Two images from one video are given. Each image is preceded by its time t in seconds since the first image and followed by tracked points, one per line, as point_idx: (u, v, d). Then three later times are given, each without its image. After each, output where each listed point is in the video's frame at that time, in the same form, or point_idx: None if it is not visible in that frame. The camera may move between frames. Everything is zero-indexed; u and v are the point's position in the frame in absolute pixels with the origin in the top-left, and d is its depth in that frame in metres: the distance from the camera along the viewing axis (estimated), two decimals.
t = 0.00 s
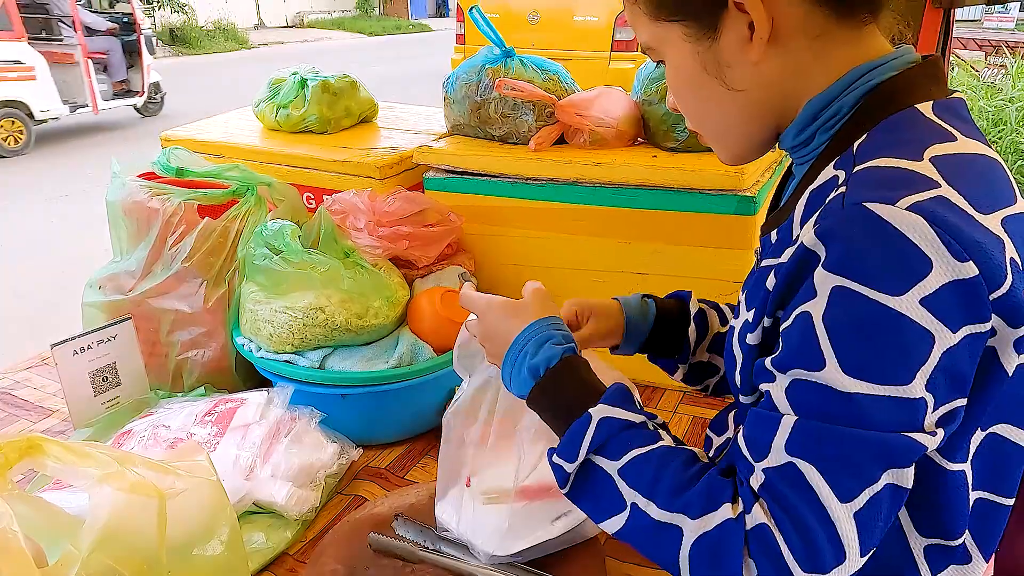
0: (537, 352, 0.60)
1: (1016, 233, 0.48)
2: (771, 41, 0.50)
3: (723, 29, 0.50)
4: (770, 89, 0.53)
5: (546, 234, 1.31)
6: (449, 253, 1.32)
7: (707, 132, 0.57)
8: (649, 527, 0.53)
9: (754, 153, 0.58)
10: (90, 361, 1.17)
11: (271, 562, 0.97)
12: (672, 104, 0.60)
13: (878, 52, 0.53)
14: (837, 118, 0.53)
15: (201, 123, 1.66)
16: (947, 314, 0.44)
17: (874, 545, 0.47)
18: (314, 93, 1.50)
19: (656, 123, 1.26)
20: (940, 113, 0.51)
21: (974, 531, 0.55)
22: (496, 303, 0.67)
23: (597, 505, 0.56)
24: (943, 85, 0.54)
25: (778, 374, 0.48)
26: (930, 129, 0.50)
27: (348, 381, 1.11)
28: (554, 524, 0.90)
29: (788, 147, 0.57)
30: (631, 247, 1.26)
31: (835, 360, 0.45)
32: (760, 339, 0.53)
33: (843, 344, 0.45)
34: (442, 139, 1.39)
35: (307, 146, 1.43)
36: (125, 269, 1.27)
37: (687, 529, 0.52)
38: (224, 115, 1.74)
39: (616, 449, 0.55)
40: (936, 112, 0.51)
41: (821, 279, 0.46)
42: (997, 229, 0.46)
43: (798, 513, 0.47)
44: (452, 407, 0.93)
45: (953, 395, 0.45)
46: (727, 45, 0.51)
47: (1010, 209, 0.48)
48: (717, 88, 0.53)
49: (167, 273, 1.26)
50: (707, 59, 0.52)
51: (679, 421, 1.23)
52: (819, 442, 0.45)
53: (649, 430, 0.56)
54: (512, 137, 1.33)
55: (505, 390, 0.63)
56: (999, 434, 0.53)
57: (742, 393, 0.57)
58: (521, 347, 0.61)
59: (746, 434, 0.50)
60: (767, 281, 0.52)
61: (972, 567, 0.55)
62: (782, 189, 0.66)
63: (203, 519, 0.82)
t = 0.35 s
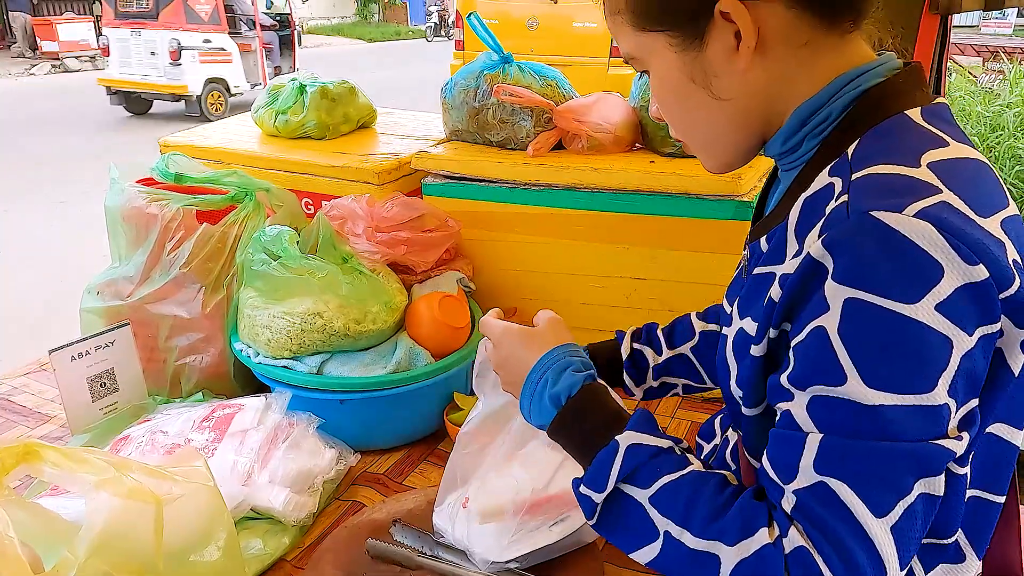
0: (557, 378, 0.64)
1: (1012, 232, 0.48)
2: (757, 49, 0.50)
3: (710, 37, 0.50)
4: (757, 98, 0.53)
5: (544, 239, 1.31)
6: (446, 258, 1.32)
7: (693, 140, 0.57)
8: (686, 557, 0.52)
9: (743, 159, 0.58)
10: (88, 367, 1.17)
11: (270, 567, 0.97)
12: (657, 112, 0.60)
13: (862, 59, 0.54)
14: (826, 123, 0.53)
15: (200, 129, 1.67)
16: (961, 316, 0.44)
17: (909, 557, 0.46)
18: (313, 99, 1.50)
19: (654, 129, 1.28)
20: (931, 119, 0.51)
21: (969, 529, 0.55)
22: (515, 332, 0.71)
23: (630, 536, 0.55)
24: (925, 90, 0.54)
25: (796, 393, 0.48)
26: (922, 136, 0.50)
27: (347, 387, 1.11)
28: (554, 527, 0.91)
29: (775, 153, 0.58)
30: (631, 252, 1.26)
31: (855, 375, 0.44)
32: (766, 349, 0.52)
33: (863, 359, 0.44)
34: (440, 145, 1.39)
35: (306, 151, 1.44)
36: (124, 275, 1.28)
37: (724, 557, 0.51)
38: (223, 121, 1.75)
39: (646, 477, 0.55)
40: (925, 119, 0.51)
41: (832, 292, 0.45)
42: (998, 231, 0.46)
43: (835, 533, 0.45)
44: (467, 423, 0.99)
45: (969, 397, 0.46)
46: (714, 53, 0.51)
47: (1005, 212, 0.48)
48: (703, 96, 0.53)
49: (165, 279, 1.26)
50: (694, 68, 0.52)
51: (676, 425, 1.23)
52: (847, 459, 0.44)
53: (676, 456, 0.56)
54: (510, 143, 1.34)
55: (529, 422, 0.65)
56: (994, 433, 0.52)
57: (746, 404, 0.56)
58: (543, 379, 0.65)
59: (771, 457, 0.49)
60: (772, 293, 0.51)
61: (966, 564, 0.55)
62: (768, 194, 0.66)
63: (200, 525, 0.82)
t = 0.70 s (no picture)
0: (570, 390, 0.65)
1: (996, 232, 0.49)
2: (736, 58, 0.51)
3: (688, 47, 0.50)
4: (737, 105, 0.53)
5: (541, 244, 1.31)
6: (444, 263, 1.32)
7: (674, 147, 0.57)
8: (697, 561, 0.53)
9: (724, 164, 0.58)
10: (86, 373, 1.17)
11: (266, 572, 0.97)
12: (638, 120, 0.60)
13: (839, 65, 0.54)
14: (806, 130, 0.54)
15: (199, 135, 1.67)
16: (951, 317, 0.44)
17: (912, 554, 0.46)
18: (311, 105, 1.51)
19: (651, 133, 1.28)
20: (909, 122, 0.51)
21: (961, 520, 0.55)
22: (529, 345, 0.73)
23: (641, 540, 0.56)
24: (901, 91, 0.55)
25: (792, 399, 0.48)
26: (902, 140, 0.50)
27: (344, 392, 1.12)
28: (554, 532, 0.91)
29: (756, 159, 0.58)
30: (628, 257, 1.26)
31: (850, 382, 0.44)
32: (758, 354, 0.52)
33: (859, 367, 0.44)
34: (438, 150, 1.39)
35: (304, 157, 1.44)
36: (122, 281, 1.28)
37: (734, 561, 0.51)
38: (222, 127, 1.75)
39: (657, 484, 0.55)
40: (903, 121, 0.51)
41: (821, 299, 0.46)
42: (981, 232, 0.46)
43: (837, 536, 0.45)
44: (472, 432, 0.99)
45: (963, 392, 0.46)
46: (692, 62, 0.51)
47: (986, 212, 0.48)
48: (683, 105, 0.53)
49: (163, 285, 1.26)
50: (674, 77, 0.52)
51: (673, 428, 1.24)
52: (847, 464, 0.45)
53: (686, 461, 0.56)
54: (509, 148, 1.34)
55: (546, 433, 0.67)
56: (984, 428, 0.53)
57: (741, 411, 0.56)
58: (557, 392, 0.66)
59: (773, 463, 0.49)
60: (761, 299, 0.51)
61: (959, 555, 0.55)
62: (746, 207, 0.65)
63: (196, 531, 0.82)
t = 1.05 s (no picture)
0: (578, 403, 0.65)
1: (992, 234, 0.49)
2: (728, 65, 0.51)
3: (680, 54, 0.51)
4: (729, 111, 0.53)
5: (540, 248, 1.31)
6: (444, 268, 1.32)
7: (669, 155, 0.57)
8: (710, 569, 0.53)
9: (718, 170, 0.58)
10: (85, 378, 1.17)
11: None
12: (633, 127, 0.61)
13: (831, 70, 0.54)
14: (801, 135, 0.54)
15: (198, 140, 1.67)
16: (952, 322, 0.44)
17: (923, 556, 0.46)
18: (311, 110, 1.51)
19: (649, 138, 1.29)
20: (902, 126, 0.52)
21: (961, 521, 0.55)
22: (534, 358, 0.73)
23: (656, 550, 0.56)
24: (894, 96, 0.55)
25: (797, 408, 0.48)
26: (896, 145, 0.50)
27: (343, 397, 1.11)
28: (557, 535, 0.92)
29: (752, 166, 0.58)
30: (627, 262, 1.27)
31: (854, 390, 0.45)
32: (759, 361, 0.52)
33: (861, 375, 0.44)
34: (438, 155, 1.39)
35: (303, 162, 1.44)
36: (121, 285, 1.28)
37: (747, 572, 0.51)
38: (222, 132, 1.76)
39: (668, 495, 0.55)
40: (899, 128, 0.52)
41: (822, 308, 0.46)
42: (978, 235, 0.46)
43: (848, 543, 0.45)
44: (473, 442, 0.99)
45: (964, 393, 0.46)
46: (685, 69, 0.51)
47: (982, 217, 0.48)
48: (677, 113, 0.54)
49: (162, 289, 1.26)
50: (666, 83, 0.52)
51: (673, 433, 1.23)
52: (855, 472, 0.45)
53: (695, 470, 0.56)
54: (508, 153, 1.34)
55: (553, 445, 0.67)
56: (984, 429, 0.52)
57: (743, 419, 0.56)
58: (566, 404, 0.66)
59: (781, 472, 0.49)
60: (761, 305, 0.51)
61: (960, 557, 0.55)
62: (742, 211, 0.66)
63: (196, 535, 0.82)
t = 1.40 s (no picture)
0: (578, 407, 0.64)
1: (1001, 245, 0.49)
2: (740, 70, 0.50)
3: (692, 59, 0.50)
4: (740, 116, 0.53)
5: (539, 254, 1.31)
6: (443, 274, 1.32)
7: (677, 161, 0.57)
8: None
9: (727, 176, 0.57)
10: (84, 384, 1.17)
11: None
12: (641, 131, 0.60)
13: (842, 75, 0.54)
14: (811, 142, 0.53)
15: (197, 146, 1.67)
16: (958, 334, 0.44)
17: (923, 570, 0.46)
18: (310, 116, 1.51)
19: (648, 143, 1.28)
20: (913, 135, 0.51)
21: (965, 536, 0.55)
22: (535, 360, 0.71)
23: (653, 556, 0.56)
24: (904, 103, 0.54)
25: (799, 417, 0.47)
26: (906, 153, 0.50)
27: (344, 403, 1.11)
28: (556, 542, 0.91)
29: (760, 171, 0.58)
30: (627, 268, 1.26)
31: (858, 401, 0.44)
32: (762, 369, 0.52)
33: (865, 385, 0.44)
34: (437, 161, 1.39)
35: (302, 168, 1.44)
36: (120, 292, 1.28)
37: None
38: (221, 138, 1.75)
39: (667, 501, 0.55)
40: (911, 136, 0.51)
41: (827, 317, 0.45)
42: (987, 247, 0.46)
43: (847, 553, 0.45)
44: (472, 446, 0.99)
45: (971, 407, 0.46)
46: (696, 74, 0.51)
47: (992, 228, 0.48)
48: (687, 120, 0.53)
49: (161, 295, 1.26)
50: (676, 88, 0.52)
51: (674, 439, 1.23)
52: (856, 482, 0.44)
53: (695, 477, 0.56)
54: (507, 158, 1.34)
55: (553, 448, 0.66)
56: (992, 442, 0.52)
57: (745, 426, 0.56)
58: (567, 408, 0.65)
59: (782, 481, 0.48)
60: (765, 314, 0.51)
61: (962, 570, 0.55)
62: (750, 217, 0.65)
63: (195, 542, 0.82)
